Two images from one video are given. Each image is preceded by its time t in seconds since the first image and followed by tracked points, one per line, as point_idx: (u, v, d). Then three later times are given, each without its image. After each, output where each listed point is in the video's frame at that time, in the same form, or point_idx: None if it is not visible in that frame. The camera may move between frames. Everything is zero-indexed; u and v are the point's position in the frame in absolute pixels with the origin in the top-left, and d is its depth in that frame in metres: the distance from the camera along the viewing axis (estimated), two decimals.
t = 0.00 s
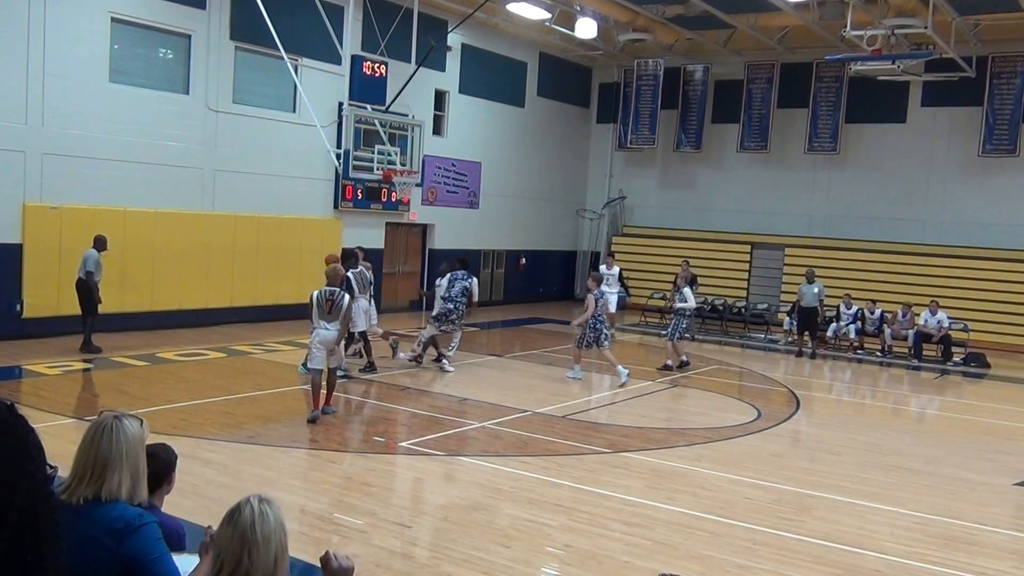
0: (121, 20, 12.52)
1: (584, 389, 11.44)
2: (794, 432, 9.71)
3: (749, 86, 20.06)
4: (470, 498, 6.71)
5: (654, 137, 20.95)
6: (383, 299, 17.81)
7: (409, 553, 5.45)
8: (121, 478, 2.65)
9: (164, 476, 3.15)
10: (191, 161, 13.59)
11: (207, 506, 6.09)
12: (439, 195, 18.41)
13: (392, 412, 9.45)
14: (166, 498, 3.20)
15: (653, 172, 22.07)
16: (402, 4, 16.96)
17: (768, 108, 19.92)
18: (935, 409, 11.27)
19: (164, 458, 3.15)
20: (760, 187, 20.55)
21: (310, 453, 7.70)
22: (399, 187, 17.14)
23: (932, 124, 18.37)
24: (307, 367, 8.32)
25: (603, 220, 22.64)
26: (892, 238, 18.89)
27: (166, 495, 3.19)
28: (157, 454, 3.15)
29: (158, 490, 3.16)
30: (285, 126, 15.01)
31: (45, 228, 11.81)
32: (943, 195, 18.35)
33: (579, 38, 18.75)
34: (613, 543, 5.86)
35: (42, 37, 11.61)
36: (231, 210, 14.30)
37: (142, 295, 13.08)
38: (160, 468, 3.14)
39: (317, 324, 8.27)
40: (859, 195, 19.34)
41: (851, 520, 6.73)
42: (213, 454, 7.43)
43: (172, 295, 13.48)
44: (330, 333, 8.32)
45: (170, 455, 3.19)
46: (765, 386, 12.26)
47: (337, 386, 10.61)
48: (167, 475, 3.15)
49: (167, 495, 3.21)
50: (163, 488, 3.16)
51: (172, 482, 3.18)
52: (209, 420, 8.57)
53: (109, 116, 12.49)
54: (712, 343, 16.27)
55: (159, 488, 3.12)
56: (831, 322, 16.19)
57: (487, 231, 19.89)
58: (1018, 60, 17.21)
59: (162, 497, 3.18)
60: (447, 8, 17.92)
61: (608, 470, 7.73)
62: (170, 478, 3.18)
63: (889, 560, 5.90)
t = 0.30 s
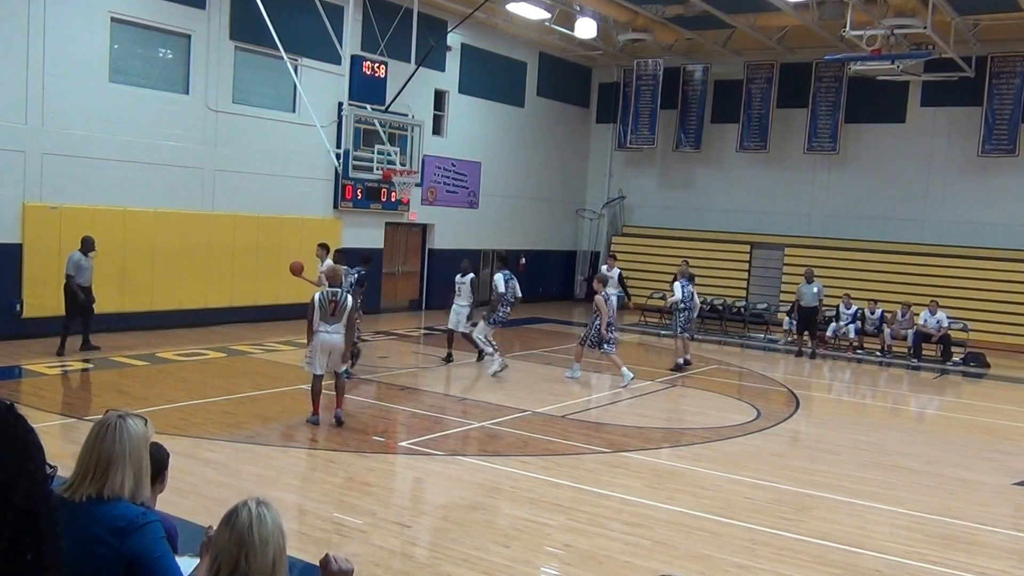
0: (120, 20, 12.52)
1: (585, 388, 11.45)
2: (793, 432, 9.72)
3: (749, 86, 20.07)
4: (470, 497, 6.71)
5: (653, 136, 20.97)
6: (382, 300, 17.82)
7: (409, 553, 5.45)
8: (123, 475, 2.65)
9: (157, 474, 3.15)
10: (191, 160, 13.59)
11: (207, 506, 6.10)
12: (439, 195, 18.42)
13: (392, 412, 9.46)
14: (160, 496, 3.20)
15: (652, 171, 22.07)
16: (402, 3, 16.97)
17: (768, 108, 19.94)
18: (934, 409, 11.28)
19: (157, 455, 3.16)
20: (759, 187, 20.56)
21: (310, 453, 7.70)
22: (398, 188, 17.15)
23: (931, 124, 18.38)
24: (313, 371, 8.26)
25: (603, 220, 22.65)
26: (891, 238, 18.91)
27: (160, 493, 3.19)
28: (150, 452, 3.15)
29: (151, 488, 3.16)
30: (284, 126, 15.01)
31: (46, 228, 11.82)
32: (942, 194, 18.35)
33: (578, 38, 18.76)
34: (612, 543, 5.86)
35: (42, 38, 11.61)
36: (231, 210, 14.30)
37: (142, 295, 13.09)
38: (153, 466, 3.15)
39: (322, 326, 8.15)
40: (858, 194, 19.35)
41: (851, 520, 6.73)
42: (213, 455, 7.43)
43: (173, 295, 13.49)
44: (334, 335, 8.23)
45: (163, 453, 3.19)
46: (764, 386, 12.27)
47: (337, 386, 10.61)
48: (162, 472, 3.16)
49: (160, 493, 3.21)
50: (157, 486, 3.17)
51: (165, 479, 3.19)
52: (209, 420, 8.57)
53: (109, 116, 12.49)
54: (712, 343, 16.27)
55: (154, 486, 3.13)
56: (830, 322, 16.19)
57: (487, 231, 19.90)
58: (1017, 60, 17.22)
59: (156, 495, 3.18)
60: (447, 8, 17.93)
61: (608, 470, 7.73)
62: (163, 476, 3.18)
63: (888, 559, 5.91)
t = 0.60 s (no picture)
0: (120, 19, 12.52)
1: (584, 388, 11.46)
2: (792, 431, 9.73)
3: (748, 86, 20.09)
4: (469, 497, 6.72)
5: (653, 136, 20.97)
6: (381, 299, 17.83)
7: (409, 553, 5.45)
8: (118, 477, 2.64)
9: (156, 473, 3.12)
10: (191, 160, 13.60)
11: (206, 505, 6.10)
12: (438, 194, 18.42)
13: (391, 411, 9.46)
14: (158, 495, 3.18)
15: (652, 171, 22.07)
16: (402, 4, 16.99)
17: (767, 107, 19.96)
18: (933, 408, 11.29)
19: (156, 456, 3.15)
20: (759, 186, 20.57)
21: (309, 453, 7.70)
22: (398, 187, 17.16)
23: (930, 124, 18.39)
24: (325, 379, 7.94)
25: (602, 220, 22.67)
26: (891, 238, 18.92)
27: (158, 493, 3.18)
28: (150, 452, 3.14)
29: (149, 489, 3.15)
30: (283, 125, 15.00)
31: (46, 228, 11.83)
32: (942, 194, 18.36)
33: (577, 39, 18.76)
34: (612, 543, 5.86)
35: (40, 38, 11.60)
36: (231, 210, 14.31)
37: (142, 296, 13.10)
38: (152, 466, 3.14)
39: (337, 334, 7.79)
40: (857, 194, 19.37)
41: (850, 519, 6.74)
42: (212, 454, 7.43)
43: (173, 295, 13.51)
44: (348, 343, 7.90)
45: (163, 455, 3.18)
46: (764, 385, 12.29)
47: (337, 386, 10.61)
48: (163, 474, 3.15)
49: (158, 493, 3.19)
50: (156, 487, 3.16)
51: (164, 479, 3.17)
52: (208, 420, 8.57)
53: (109, 117, 12.49)
54: (711, 342, 16.28)
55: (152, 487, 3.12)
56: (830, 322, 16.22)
57: (487, 231, 19.91)
58: (1017, 60, 17.23)
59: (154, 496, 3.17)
60: (446, 8, 17.92)
61: (607, 469, 7.73)
62: (162, 475, 3.17)
63: (887, 559, 5.92)
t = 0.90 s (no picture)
0: (119, 19, 12.52)
1: (583, 387, 11.46)
2: (792, 430, 9.74)
3: (747, 85, 20.12)
4: (469, 497, 6.71)
5: (652, 135, 20.99)
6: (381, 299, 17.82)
7: (409, 552, 5.45)
8: (108, 481, 2.64)
9: (155, 473, 3.13)
10: (191, 160, 13.60)
11: (206, 505, 6.10)
12: (438, 194, 18.42)
13: (391, 411, 9.45)
14: (158, 496, 3.19)
15: (651, 171, 22.09)
16: (402, 3, 16.99)
17: (766, 107, 19.99)
18: (932, 407, 11.31)
19: (155, 457, 3.14)
20: (758, 186, 20.60)
21: (309, 453, 7.70)
22: (397, 187, 17.16)
23: (929, 124, 18.43)
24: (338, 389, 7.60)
25: (601, 220, 22.69)
26: (889, 237, 18.95)
27: (156, 494, 3.17)
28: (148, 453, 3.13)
29: (147, 490, 3.14)
30: (281, 125, 14.98)
31: (45, 228, 11.82)
32: (940, 194, 18.40)
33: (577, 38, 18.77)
34: (611, 542, 5.86)
35: (39, 37, 11.58)
36: (232, 210, 14.30)
37: (141, 296, 13.10)
38: (151, 467, 3.13)
39: (352, 340, 7.53)
40: (855, 194, 19.40)
41: (849, 518, 6.75)
42: (212, 454, 7.41)
43: (172, 296, 13.52)
44: (355, 348, 7.69)
45: (162, 455, 3.17)
46: (763, 384, 12.31)
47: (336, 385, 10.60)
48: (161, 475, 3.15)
49: (157, 493, 3.20)
50: (154, 487, 3.15)
51: (163, 478, 3.17)
52: (207, 420, 8.56)
53: (108, 117, 12.49)
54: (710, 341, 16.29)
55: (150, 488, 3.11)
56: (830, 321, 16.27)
57: (486, 231, 19.91)
58: (1014, 60, 17.28)
59: (153, 496, 3.16)
60: (445, 7, 17.92)
61: (607, 469, 7.73)
62: (160, 476, 3.17)
63: (887, 557, 5.93)
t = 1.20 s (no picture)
0: (119, 19, 12.51)
1: (583, 387, 11.46)
2: (791, 429, 9.75)
3: (746, 85, 20.15)
4: (469, 496, 6.71)
5: (651, 135, 21.01)
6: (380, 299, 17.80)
7: (409, 552, 5.45)
8: (108, 480, 2.65)
9: (156, 475, 3.12)
10: (191, 160, 13.59)
11: (206, 505, 6.09)
12: (438, 194, 18.42)
13: (390, 411, 9.45)
14: (161, 498, 3.18)
15: (650, 170, 22.11)
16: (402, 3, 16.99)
17: (765, 107, 20.02)
18: (931, 407, 11.33)
19: (157, 459, 3.13)
20: (757, 185, 20.62)
21: (309, 452, 7.69)
22: (397, 186, 17.16)
23: (927, 123, 18.47)
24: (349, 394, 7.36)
25: (601, 219, 22.68)
26: (887, 237, 18.98)
27: (159, 497, 3.16)
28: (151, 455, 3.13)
29: (149, 493, 3.13)
30: (281, 124, 14.97)
31: (45, 228, 11.81)
32: (938, 193, 18.43)
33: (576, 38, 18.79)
34: (611, 542, 5.87)
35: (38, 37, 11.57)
36: (232, 210, 14.30)
37: (141, 296, 13.09)
38: (153, 468, 3.12)
39: (364, 344, 7.28)
40: (854, 194, 19.43)
41: (849, 517, 6.76)
42: (212, 455, 7.41)
43: (172, 296, 13.51)
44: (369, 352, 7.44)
45: (165, 458, 3.16)
46: (762, 383, 12.32)
47: (336, 385, 10.60)
48: (163, 477, 3.14)
49: (161, 495, 3.18)
50: (156, 490, 3.13)
51: (167, 481, 3.16)
52: (207, 420, 8.55)
53: (108, 117, 12.48)
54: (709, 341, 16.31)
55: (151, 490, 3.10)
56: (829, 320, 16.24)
57: (486, 230, 19.91)
58: (1013, 59, 17.32)
59: (155, 500, 3.15)
60: (445, 6, 17.92)
61: (606, 468, 7.73)
62: (164, 479, 3.16)
63: (886, 556, 5.94)
